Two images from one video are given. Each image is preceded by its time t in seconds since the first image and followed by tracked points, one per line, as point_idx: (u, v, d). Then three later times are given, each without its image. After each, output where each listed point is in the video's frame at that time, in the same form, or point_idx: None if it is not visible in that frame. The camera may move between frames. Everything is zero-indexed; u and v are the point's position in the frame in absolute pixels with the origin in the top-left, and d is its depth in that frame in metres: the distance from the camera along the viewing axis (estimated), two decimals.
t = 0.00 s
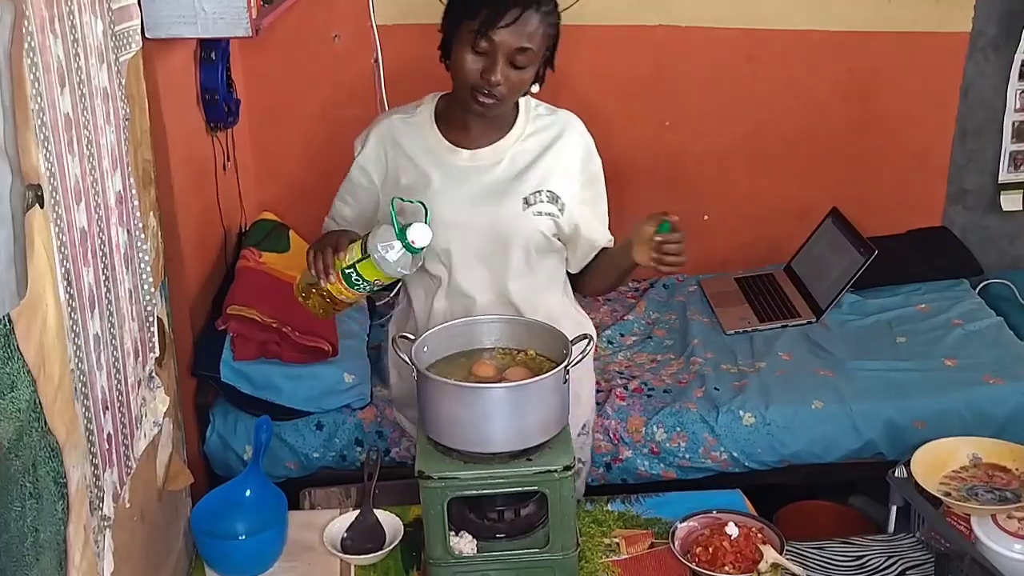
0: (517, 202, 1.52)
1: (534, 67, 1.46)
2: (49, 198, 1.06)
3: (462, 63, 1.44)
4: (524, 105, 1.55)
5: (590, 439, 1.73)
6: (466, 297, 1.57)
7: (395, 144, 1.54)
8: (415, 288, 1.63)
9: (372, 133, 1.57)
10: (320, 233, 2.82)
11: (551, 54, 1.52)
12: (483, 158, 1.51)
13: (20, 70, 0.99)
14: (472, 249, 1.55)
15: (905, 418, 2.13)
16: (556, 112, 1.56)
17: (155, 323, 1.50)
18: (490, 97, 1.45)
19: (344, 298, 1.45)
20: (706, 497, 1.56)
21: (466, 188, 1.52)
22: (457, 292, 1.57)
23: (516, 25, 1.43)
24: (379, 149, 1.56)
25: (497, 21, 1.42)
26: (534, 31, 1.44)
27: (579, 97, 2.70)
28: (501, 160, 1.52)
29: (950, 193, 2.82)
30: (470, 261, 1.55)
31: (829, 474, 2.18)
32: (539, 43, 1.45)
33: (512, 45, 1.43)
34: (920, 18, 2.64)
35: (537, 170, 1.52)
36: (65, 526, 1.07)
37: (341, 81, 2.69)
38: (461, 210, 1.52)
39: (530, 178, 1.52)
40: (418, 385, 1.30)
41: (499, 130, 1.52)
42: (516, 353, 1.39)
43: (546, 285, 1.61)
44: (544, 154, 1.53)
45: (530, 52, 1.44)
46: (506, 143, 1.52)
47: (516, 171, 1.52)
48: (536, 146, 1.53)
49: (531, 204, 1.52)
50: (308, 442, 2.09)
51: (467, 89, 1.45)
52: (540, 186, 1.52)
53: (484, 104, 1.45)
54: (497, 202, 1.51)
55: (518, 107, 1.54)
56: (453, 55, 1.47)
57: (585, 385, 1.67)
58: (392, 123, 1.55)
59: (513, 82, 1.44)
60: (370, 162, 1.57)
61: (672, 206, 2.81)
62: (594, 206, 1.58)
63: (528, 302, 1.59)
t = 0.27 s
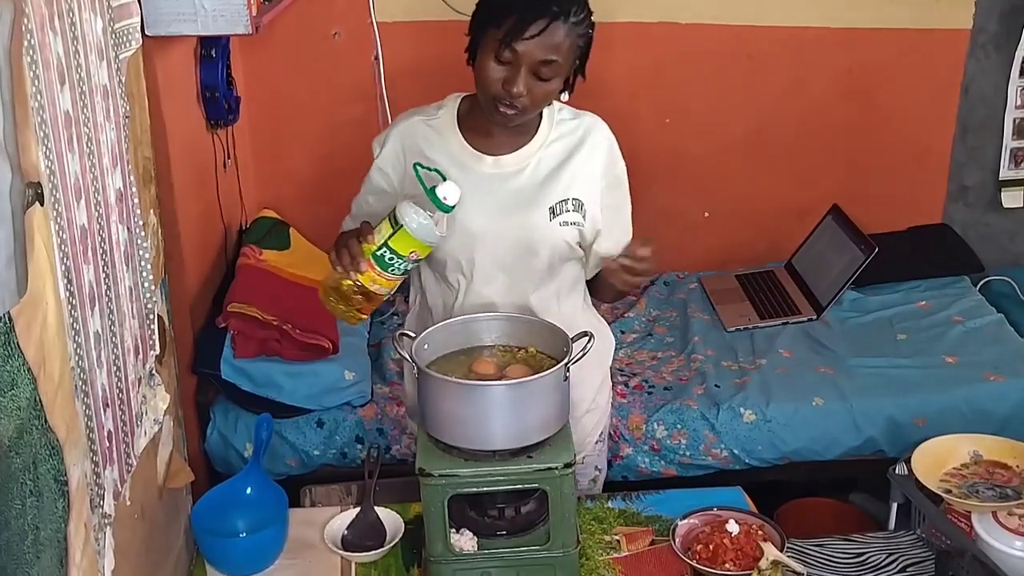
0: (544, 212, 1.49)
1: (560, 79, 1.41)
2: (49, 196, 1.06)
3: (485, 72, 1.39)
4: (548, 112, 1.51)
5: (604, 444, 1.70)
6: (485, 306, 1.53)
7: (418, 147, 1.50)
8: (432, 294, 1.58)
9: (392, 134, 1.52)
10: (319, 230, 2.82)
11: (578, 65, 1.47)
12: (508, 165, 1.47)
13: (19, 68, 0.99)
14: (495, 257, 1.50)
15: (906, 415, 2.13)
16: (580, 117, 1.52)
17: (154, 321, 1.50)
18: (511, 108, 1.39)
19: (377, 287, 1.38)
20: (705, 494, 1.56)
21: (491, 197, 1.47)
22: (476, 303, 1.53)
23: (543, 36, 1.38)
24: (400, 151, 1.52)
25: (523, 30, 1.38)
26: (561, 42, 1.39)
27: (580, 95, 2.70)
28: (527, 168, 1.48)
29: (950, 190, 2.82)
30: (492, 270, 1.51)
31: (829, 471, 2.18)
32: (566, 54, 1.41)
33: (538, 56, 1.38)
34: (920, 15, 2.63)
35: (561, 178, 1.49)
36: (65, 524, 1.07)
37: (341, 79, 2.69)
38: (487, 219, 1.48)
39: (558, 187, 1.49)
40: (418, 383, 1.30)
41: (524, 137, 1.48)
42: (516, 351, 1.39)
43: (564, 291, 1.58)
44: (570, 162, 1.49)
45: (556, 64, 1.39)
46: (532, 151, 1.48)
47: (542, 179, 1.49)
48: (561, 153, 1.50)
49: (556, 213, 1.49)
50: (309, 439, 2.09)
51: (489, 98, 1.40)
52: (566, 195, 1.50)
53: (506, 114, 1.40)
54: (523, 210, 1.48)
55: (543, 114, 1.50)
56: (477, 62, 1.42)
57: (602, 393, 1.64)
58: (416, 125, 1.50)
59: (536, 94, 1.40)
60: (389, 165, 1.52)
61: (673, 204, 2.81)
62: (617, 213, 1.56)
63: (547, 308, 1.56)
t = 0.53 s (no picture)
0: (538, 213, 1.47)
1: (559, 88, 1.39)
2: (49, 198, 1.06)
3: (483, 79, 1.38)
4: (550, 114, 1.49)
5: (604, 450, 1.70)
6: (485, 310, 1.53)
7: (419, 148, 1.50)
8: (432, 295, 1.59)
9: (396, 135, 1.53)
10: (319, 232, 2.82)
11: (581, 70, 1.44)
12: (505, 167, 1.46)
13: (20, 70, 0.99)
14: (490, 258, 1.51)
15: (905, 418, 2.13)
16: (583, 119, 1.50)
17: (154, 322, 1.50)
18: (508, 117, 1.38)
19: (394, 296, 1.38)
20: (705, 497, 1.56)
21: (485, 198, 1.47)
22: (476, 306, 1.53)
23: (542, 45, 1.35)
24: (403, 152, 1.52)
25: (521, 40, 1.35)
26: (560, 51, 1.36)
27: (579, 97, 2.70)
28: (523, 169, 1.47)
29: (949, 192, 2.82)
30: (488, 271, 1.52)
31: (829, 474, 2.18)
32: (567, 63, 1.37)
33: (536, 65, 1.35)
34: (920, 18, 2.64)
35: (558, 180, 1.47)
36: (65, 526, 1.07)
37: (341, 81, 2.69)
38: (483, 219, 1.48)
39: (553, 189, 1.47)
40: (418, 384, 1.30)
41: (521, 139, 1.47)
42: (516, 353, 1.39)
43: (568, 295, 1.56)
44: (567, 164, 1.47)
45: (554, 74, 1.36)
46: (528, 152, 1.47)
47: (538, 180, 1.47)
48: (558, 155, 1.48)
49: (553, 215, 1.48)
50: (308, 441, 2.09)
51: (487, 105, 1.39)
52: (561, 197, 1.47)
53: (502, 122, 1.39)
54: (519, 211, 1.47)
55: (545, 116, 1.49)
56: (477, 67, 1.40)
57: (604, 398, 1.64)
58: (418, 125, 1.51)
59: (534, 103, 1.37)
60: (393, 166, 1.53)
61: (672, 206, 2.81)
62: (620, 213, 1.50)
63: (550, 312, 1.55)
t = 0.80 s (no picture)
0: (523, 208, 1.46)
1: (545, 80, 1.38)
2: (49, 197, 1.06)
3: (469, 70, 1.37)
4: (541, 108, 1.47)
5: (599, 448, 1.70)
6: (472, 308, 1.52)
7: (410, 144, 1.51)
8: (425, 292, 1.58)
9: (391, 132, 1.54)
10: (319, 230, 2.82)
11: (567, 65, 1.44)
12: (492, 162, 1.46)
13: (19, 69, 0.99)
14: (474, 254, 1.50)
15: (906, 415, 2.13)
16: (576, 113, 1.48)
17: (155, 321, 1.50)
18: (494, 108, 1.38)
19: (388, 297, 1.39)
20: (706, 494, 1.56)
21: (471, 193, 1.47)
22: (464, 304, 1.53)
23: (528, 35, 1.35)
24: (398, 149, 1.53)
25: (508, 30, 1.35)
26: (547, 43, 1.36)
27: (579, 95, 2.70)
28: (511, 165, 1.46)
29: (950, 190, 2.82)
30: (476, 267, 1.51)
31: (829, 472, 2.17)
32: (553, 55, 1.37)
33: (523, 55, 1.35)
34: (920, 16, 2.63)
35: (544, 174, 1.45)
36: (65, 525, 1.07)
37: (340, 79, 2.69)
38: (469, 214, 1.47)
39: (537, 182, 1.45)
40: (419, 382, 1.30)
41: (507, 134, 1.46)
42: (516, 351, 1.39)
43: (557, 291, 1.54)
44: (554, 157, 1.46)
45: (541, 64, 1.36)
46: (515, 146, 1.46)
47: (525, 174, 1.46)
48: (545, 150, 1.46)
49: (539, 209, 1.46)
50: (309, 440, 2.09)
51: (473, 96, 1.38)
52: (546, 191, 1.46)
53: (486, 114, 1.39)
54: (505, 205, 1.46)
55: (537, 110, 1.47)
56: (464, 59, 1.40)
57: (596, 394, 1.63)
58: (410, 122, 1.51)
59: (520, 94, 1.37)
60: (390, 163, 1.55)
61: (673, 204, 2.81)
62: (611, 205, 1.46)
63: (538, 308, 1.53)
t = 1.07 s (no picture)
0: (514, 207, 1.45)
1: (539, 69, 1.38)
2: (49, 198, 1.06)
3: (464, 59, 1.36)
4: (531, 106, 1.46)
5: (593, 445, 1.68)
6: (468, 309, 1.52)
7: (401, 148, 1.50)
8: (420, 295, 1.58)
9: (383, 135, 1.53)
10: (318, 232, 2.82)
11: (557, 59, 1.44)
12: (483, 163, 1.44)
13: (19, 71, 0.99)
14: (468, 257, 1.50)
15: (906, 418, 2.13)
16: (566, 111, 1.46)
17: (155, 323, 1.50)
18: (491, 96, 1.37)
19: (394, 318, 1.39)
20: (706, 496, 1.56)
21: (462, 193, 1.46)
22: (459, 307, 1.52)
23: (523, 21, 1.35)
24: (390, 153, 1.53)
25: (503, 15, 1.35)
26: (542, 30, 1.36)
27: (579, 97, 2.70)
28: (502, 165, 1.45)
29: (950, 193, 2.82)
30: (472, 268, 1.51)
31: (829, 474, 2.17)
32: (547, 43, 1.38)
33: (519, 40, 1.35)
34: (920, 18, 2.64)
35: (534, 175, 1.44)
36: (65, 526, 1.07)
37: (340, 81, 2.68)
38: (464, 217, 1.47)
39: (528, 181, 1.45)
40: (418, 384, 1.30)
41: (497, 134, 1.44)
42: (516, 353, 1.39)
43: (551, 291, 1.54)
44: (544, 155, 1.44)
45: (536, 50, 1.36)
46: (505, 144, 1.44)
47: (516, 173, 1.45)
48: (536, 150, 1.45)
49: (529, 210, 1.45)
50: (309, 441, 2.09)
51: (469, 86, 1.37)
52: (538, 189, 1.45)
53: (484, 101, 1.37)
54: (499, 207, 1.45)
55: (527, 108, 1.46)
56: (457, 51, 1.39)
57: (591, 395, 1.63)
58: (400, 125, 1.50)
59: (517, 81, 1.36)
60: (384, 167, 1.54)
61: (672, 206, 2.81)
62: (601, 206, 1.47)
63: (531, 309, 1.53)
